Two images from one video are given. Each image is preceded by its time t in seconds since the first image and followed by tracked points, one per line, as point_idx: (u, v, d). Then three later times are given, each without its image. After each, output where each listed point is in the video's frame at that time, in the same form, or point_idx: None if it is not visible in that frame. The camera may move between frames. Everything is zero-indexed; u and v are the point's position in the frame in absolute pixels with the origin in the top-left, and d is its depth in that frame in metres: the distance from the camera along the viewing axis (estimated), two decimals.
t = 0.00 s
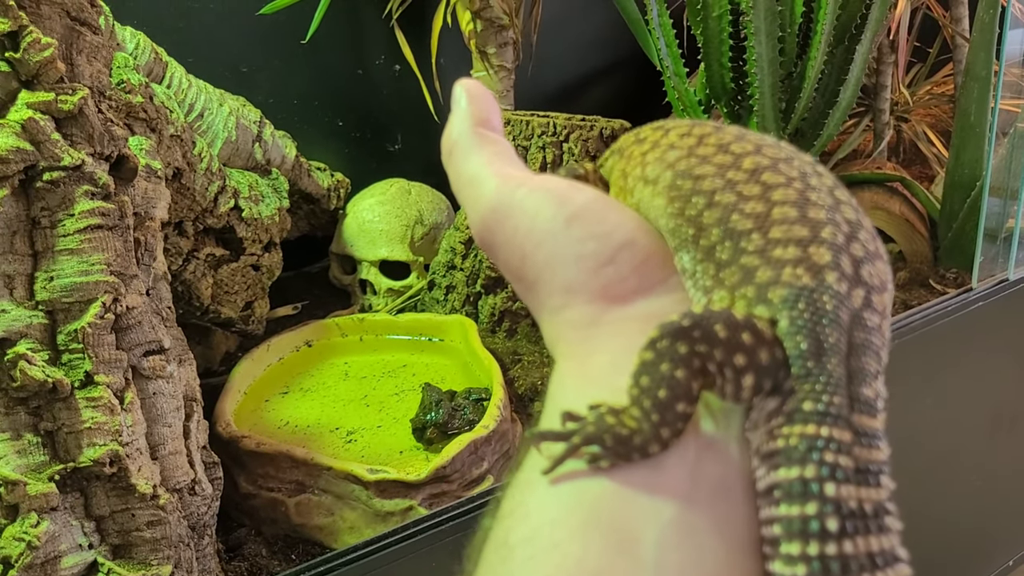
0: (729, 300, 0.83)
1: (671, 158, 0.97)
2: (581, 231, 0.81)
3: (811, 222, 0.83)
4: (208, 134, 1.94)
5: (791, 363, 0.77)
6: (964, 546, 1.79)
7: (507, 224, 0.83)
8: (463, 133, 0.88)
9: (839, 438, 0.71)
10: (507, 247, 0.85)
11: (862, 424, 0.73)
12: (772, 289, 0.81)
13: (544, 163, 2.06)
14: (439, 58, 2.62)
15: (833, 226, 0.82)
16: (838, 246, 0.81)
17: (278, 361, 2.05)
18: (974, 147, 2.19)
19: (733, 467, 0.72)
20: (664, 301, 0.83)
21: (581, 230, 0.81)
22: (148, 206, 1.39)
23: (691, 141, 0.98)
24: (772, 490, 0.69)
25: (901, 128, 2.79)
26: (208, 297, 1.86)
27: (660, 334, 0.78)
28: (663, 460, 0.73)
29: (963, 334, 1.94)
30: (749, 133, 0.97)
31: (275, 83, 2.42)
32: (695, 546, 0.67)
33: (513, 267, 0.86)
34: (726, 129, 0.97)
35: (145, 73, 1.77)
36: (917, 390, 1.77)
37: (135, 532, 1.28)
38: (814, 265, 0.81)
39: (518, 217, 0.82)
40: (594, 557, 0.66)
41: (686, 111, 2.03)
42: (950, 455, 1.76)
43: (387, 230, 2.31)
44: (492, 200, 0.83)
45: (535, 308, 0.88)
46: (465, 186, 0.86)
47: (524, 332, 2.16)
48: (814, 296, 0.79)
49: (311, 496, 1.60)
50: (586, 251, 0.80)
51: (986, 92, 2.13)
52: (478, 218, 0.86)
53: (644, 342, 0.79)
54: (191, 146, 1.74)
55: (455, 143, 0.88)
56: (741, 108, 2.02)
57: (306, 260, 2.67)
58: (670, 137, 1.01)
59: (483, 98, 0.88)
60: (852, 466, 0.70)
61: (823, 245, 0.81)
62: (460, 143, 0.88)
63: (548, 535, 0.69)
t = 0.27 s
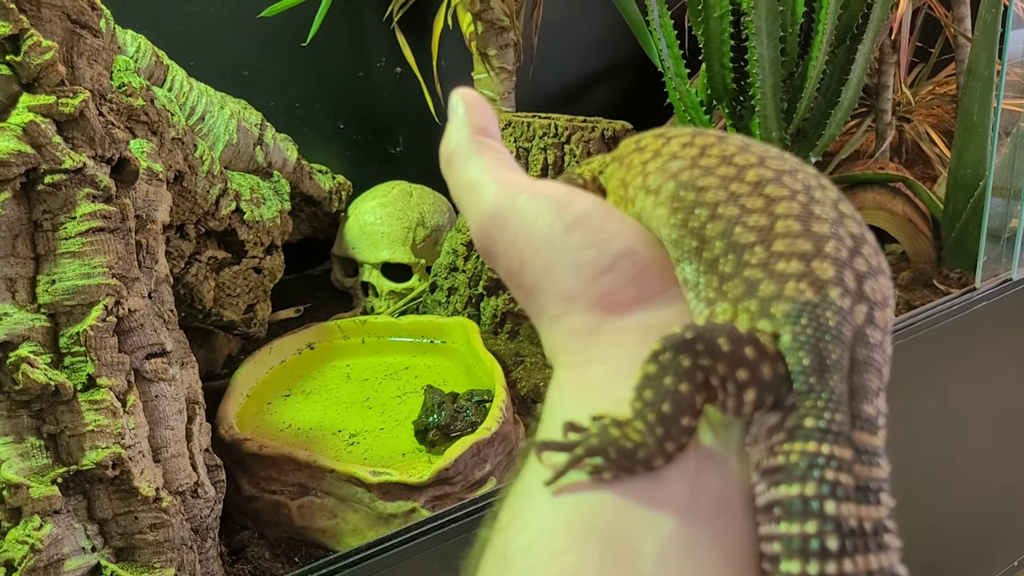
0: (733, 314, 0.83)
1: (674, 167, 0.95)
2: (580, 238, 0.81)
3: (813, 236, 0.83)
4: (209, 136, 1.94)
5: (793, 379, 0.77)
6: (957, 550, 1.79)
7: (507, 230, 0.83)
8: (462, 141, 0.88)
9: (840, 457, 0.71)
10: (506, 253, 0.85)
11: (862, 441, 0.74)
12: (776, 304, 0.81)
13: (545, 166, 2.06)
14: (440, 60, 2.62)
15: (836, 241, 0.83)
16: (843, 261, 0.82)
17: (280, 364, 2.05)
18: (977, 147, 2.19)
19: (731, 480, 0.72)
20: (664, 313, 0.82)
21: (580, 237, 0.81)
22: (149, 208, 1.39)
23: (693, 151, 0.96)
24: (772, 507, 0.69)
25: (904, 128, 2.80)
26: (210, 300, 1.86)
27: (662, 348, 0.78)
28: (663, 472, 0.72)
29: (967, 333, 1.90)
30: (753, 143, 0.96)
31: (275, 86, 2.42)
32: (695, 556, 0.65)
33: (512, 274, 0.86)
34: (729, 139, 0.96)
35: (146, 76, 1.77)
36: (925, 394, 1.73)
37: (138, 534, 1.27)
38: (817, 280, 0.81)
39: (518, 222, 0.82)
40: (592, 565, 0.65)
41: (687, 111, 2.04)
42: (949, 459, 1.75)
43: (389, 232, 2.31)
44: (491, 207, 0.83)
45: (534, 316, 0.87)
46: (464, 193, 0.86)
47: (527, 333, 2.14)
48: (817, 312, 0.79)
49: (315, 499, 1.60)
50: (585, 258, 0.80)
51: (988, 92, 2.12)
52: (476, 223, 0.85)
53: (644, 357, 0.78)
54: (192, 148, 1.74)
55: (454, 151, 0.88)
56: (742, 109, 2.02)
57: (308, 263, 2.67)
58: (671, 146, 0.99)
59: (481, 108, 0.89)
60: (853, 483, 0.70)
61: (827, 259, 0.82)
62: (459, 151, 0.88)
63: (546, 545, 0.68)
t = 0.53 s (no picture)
0: (746, 303, 0.83)
1: (687, 159, 0.93)
2: (601, 229, 0.80)
3: (823, 222, 0.83)
4: (224, 144, 1.97)
5: (808, 367, 0.78)
6: None
7: (527, 223, 0.82)
8: (478, 138, 0.87)
9: (857, 444, 0.72)
10: (527, 246, 0.84)
11: (880, 425, 0.74)
12: (788, 292, 0.82)
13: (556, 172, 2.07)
14: (450, 67, 2.65)
15: (845, 226, 0.82)
16: (852, 246, 0.82)
17: (293, 368, 2.08)
18: (985, 154, 2.21)
19: (755, 467, 0.71)
20: (685, 302, 0.82)
21: (601, 227, 0.80)
22: (169, 216, 1.42)
23: (706, 142, 0.95)
24: (795, 497, 0.69)
25: (910, 134, 2.80)
26: (224, 306, 1.88)
27: (684, 339, 0.78)
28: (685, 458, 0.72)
29: (974, 345, 1.95)
30: (767, 132, 0.94)
31: (288, 93, 2.45)
32: (722, 544, 0.66)
33: (534, 266, 0.85)
34: (743, 130, 0.94)
35: (164, 85, 1.80)
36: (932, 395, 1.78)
37: (158, 539, 1.30)
38: (826, 267, 0.82)
39: (538, 215, 0.81)
40: (622, 553, 0.65)
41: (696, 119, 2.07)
42: (977, 460, 1.70)
43: (400, 238, 2.32)
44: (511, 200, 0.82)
45: (556, 308, 0.87)
46: (483, 189, 0.85)
47: (536, 339, 2.17)
48: (828, 298, 0.80)
49: (328, 504, 1.62)
50: (606, 249, 0.79)
51: (996, 100, 2.12)
52: (497, 219, 0.85)
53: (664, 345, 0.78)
54: (208, 156, 1.76)
55: (471, 146, 0.88)
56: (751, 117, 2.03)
57: (317, 268, 2.69)
58: (685, 137, 0.97)
59: (495, 106, 0.89)
60: (873, 470, 0.71)
61: (836, 245, 0.82)
62: (476, 148, 0.87)
63: (574, 534, 0.67)
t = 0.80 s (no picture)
0: (749, 312, 0.83)
1: (685, 166, 0.92)
2: (604, 232, 0.80)
3: (819, 229, 0.82)
4: (231, 149, 1.97)
5: (808, 378, 0.77)
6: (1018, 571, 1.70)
7: (530, 226, 0.81)
8: (479, 141, 0.86)
9: (859, 456, 0.71)
10: (529, 250, 0.83)
11: (882, 433, 0.74)
12: (786, 303, 0.81)
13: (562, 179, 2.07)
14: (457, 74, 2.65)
15: (842, 233, 0.80)
16: (850, 253, 0.80)
17: (298, 373, 2.08)
18: (991, 166, 2.20)
19: (758, 468, 0.71)
20: (686, 305, 0.81)
21: (604, 231, 0.80)
22: (176, 222, 1.42)
23: (706, 147, 0.94)
24: (799, 507, 0.68)
25: (916, 144, 2.79)
26: (230, 310, 1.88)
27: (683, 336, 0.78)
28: (685, 455, 0.71)
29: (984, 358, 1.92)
30: (766, 135, 0.93)
31: (294, 98, 2.45)
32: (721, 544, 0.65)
33: (535, 270, 0.84)
34: (741, 133, 0.93)
35: (172, 90, 1.80)
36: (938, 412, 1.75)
37: (162, 544, 1.30)
38: (824, 275, 0.80)
39: (540, 218, 0.81)
40: (622, 553, 0.65)
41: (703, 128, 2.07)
42: (972, 476, 1.71)
43: (405, 244, 2.33)
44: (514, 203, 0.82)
45: (557, 312, 0.86)
46: (485, 192, 0.85)
47: (541, 347, 2.18)
48: (825, 308, 0.79)
49: (333, 510, 1.62)
50: (609, 252, 0.79)
51: (1003, 111, 2.12)
52: (499, 223, 0.84)
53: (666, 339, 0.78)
54: (215, 161, 1.77)
55: (472, 151, 0.87)
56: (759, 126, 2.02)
57: (323, 273, 2.70)
58: (684, 142, 0.96)
59: (497, 109, 0.88)
60: (875, 480, 0.70)
61: (834, 253, 0.80)
62: (477, 151, 0.86)
63: (575, 533, 0.68)
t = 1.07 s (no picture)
0: (755, 313, 0.82)
1: (690, 168, 0.93)
2: (610, 235, 0.81)
3: (826, 230, 0.81)
4: (232, 152, 1.97)
5: (813, 373, 0.76)
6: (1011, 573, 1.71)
7: (537, 230, 0.82)
8: (485, 146, 0.87)
9: (861, 448, 0.70)
10: (535, 252, 0.84)
11: (886, 431, 0.72)
12: (793, 303, 0.80)
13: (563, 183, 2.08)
14: (458, 77, 2.65)
15: (849, 235, 0.80)
16: (857, 255, 0.80)
17: (297, 376, 2.08)
18: (991, 171, 2.20)
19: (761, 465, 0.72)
20: (692, 305, 0.82)
21: (610, 233, 0.81)
22: (176, 224, 1.42)
23: (711, 149, 0.95)
24: (796, 498, 0.69)
25: (917, 150, 2.79)
26: (230, 312, 1.88)
27: (682, 333, 0.79)
28: (686, 456, 0.72)
29: (983, 360, 1.93)
30: (770, 135, 0.94)
31: (295, 100, 2.45)
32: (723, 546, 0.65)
33: (542, 272, 0.85)
34: (747, 134, 0.94)
35: (173, 92, 1.80)
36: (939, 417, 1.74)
37: (160, 547, 1.30)
38: (831, 275, 0.79)
39: (547, 222, 0.81)
40: (626, 551, 0.65)
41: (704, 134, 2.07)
42: (973, 477, 1.73)
43: (406, 247, 2.32)
44: (521, 207, 0.82)
45: (563, 313, 0.87)
46: (491, 196, 0.85)
47: (541, 350, 2.17)
48: (833, 307, 0.78)
49: (331, 513, 1.62)
50: (615, 254, 0.80)
51: (1003, 118, 2.12)
52: (506, 226, 0.85)
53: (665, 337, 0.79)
54: (216, 164, 1.77)
55: (479, 156, 0.87)
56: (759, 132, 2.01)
57: (323, 275, 2.70)
58: (690, 144, 0.97)
59: (503, 114, 0.88)
60: (875, 473, 0.69)
61: (840, 254, 0.80)
62: (483, 156, 0.86)
63: (580, 529, 0.67)
